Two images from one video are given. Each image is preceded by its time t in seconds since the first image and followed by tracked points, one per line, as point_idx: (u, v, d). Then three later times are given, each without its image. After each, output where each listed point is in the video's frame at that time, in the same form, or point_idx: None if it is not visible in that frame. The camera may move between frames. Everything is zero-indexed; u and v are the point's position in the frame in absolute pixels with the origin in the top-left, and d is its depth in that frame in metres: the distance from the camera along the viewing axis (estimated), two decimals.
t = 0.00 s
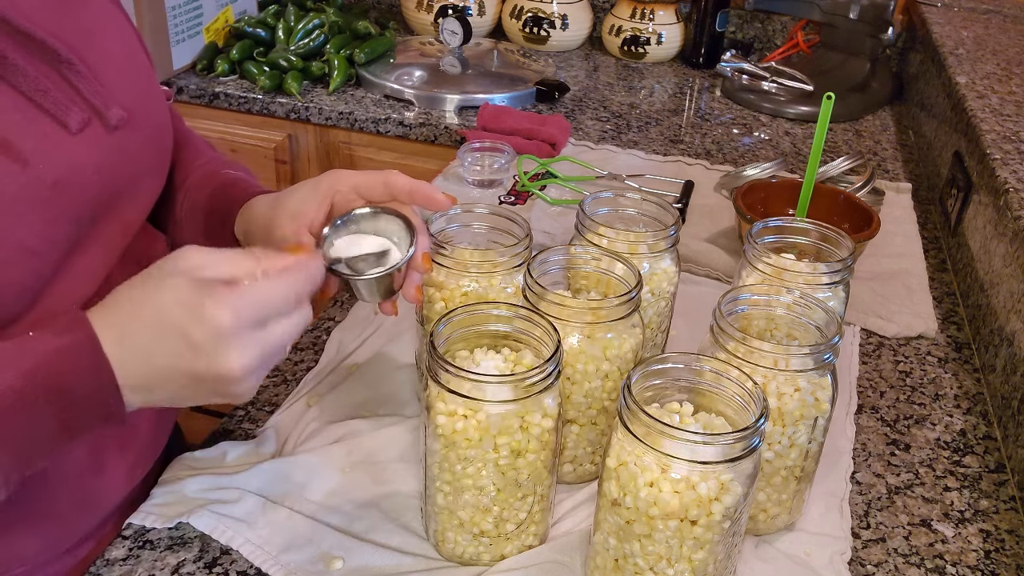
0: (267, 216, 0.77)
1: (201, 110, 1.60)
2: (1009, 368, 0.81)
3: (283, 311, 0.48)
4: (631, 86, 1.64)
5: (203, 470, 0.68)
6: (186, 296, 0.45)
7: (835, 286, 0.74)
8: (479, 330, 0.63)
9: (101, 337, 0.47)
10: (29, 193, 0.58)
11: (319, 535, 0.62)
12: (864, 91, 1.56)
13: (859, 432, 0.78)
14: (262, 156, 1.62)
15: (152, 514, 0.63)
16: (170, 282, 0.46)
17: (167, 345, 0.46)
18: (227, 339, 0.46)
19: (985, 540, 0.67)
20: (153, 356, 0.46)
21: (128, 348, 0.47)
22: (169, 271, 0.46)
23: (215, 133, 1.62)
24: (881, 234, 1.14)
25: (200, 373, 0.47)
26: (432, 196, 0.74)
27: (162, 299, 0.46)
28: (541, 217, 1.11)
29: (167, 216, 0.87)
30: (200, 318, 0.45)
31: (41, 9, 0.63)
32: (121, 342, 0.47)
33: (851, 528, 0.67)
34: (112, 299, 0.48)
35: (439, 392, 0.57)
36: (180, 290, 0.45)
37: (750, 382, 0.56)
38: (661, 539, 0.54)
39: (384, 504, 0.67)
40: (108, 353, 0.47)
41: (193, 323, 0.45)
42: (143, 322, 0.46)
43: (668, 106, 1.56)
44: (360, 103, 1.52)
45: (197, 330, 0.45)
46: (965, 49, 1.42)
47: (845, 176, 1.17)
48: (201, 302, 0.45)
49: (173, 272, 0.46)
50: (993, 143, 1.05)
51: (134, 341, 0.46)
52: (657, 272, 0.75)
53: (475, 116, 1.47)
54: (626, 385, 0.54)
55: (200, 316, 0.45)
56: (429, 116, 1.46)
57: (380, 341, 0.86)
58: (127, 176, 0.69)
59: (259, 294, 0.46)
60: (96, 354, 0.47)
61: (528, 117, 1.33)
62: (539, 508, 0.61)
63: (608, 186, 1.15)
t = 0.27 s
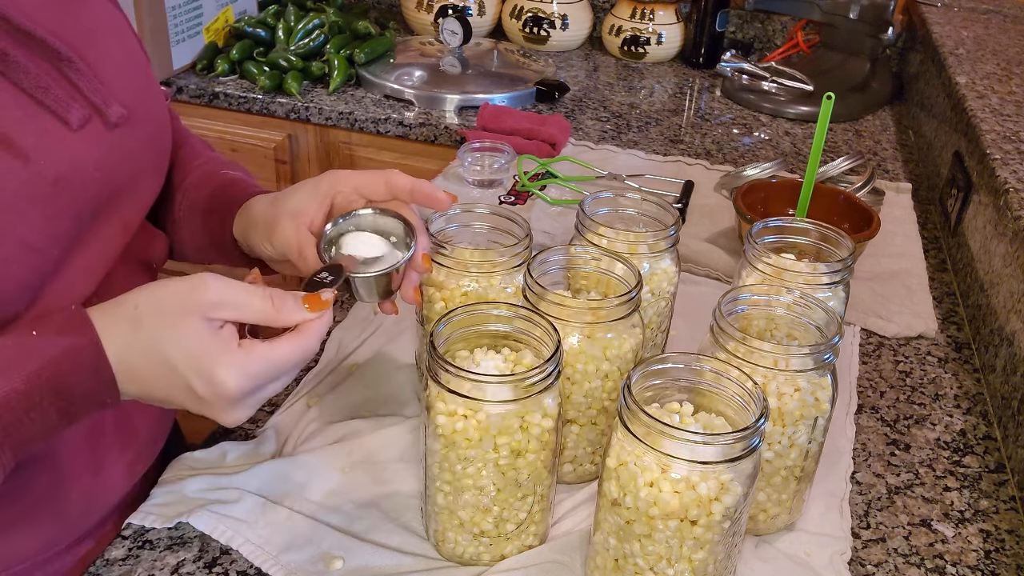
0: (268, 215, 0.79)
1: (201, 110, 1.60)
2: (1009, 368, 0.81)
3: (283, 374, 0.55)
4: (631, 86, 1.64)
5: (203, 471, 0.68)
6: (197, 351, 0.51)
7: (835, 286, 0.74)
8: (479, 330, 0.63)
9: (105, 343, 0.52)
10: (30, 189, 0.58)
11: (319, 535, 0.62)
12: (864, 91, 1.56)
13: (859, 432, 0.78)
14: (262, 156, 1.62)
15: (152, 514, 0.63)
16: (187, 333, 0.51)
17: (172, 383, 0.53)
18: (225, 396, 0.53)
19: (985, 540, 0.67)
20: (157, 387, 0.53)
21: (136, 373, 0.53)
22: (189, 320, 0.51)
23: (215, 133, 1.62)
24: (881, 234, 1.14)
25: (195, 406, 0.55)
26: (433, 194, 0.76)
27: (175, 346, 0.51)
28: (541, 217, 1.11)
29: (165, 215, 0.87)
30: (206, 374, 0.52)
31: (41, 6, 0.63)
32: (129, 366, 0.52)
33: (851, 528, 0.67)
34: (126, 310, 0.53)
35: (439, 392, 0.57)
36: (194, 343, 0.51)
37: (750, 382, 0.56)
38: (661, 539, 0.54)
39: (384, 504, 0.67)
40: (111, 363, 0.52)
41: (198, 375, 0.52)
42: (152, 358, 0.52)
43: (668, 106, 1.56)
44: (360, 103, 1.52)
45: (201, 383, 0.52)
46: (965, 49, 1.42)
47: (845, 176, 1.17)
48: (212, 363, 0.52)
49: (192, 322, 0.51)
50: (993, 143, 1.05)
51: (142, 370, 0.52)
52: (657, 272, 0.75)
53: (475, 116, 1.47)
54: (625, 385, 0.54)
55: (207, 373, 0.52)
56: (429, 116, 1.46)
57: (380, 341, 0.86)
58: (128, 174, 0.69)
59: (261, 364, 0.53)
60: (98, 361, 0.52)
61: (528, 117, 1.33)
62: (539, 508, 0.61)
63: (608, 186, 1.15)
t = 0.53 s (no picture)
0: (267, 205, 0.79)
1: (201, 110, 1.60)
2: (1009, 368, 0.81)
3: (284, 363, 0.56)
4: (631, 86, 1.64)
5: (203, 470, 0.68)
6: (201, 344, 0.52)
7: (835, 286, 0.74)
8: (479, 330, 0.63)
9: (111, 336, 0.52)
10: (31, 181, 0.59)
11: (319, 535, 0.62)
12: (864, 91, 1.56)
13: (859, 432, 0.78)
14: (262, 156, 1.62)
15: (152, 514, 0.63)
16: (190, 325, 0.52)
17: (177, 375, 0.53)
18: (229, 387, 0.54)
19: (986, 540, 0.67)
20: (161, 380, 0.54)
21: (140, 367, 0.53)
22: (192, 313, 0.52)
23: (215, 133, 1.62)
24: (881, 234, 1.14)
25: (199, 397, 0.55)
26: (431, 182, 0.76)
27: (179, 339, 0.52)
28: (541, 217, 1.11)
29: (162, 211, 0.87)
30: (211, 365, 0.53)
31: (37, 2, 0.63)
32: (133, 359, 0.53)
33: (851, 528, 0.67)
34: (128, 304, 0.53)
35: (439, 392, 0.57)
36: (198, 336, 0.52)
37: (750, 382, 0.56)
38: (661, 539, 0.54)
39: (384, 504, 0.67)
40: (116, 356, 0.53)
41: (203, 367, 0.53)
42: (156, 351, 0.52)
43: (668, 106, 1.56)
44: (360, 103, 1.52)
45: (206, 374, 0.53)
46: (965, 49, 1.42)
47: (844, 176, 1.17)
48: (216, 354, 0.52)
49: (196, 315, 0.52)
50: (993, 143, 1.05)
51: (146, 363, 0.53)
52: (657, 272, 0.75)
53: (475, 116, 1.47)
54: (625, 385, 0.54)
55: (212, 364, 0.52)
56: (429, 116, 1.46)
57: (380, 341, 0.86)
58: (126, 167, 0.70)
59: (265, 353, 0.54)
60: (103, 353, 0.52)
61: (528, 117, 1.33)
62: (539, 508, 0.61)
63: (608, 186, 1.15)
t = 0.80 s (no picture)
0: (265, 194, 0.80)
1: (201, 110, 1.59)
2: (1009, 368, 0.81)
3: (297, 342, 0.56)
4: (631, 86, 1.64)
5: (203, 470, 0.68)
6: (216, 327, 0.52)
7: (835, 286, 0.74)
8: (479, 330, 0.63)
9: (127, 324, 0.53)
10: (35, 174, 0.59)
11: (319, 536, 0.62)
12: (864, 91, 1.56)
13: (859, 432, 0.78)
14: (262, 156, 1.61)
15: (152, 514, 0.63)
16: (204, 309, 0.52)
17: (192, 359, 0.54)
18: (245, 369, 0.54)
19: (986, 540, 0.67)
20: (177, 364, 0.54)
21: (155, 352, 0.54)
22: (206, 297, 0.52)
23: (215, 133, 1.61)
24: (882, 234, 1.14)
25: (215, 379, 0.56)
26: (430, 173, 0.76)
27: (194, 322, 0.52)
28: (541, 217, 1.11)
29: (157, 206, 0.87)
30: (226, 349, 0.53)
31: None
32: (147, 344, 0.53)
33: (851, 528, 0.67)
34: (140, 292, 0.53)
35: (439, 392, 0.57)
36: (212, 320, 0.52)
37: (750, 382, 0.56)
38: (661, 539, 0.54)
39: (384, 504, 0.67)
40: (130, 342, 0.53)
41: (218, 350, 0.53)
42: (172, 336, 0.53)
43: (668, 106, 1.56)
44: (360, 103, 1.52)
45: (222, 357, 0.53)
46: (965, 49, 1.42)
47: (844, 176, 1.17)
48: (230, 337, 0.53)
49: (208, 300, 0.52)
50: (993, 143, 1.05)
51: (162, 348, 0.53)
52: (657, 272, 0.75)
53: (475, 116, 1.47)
54: (625, 385, 0.54)
55: (227, 347, 0.53)
56: (429, 116, 1.46)
57: (380, 341, 0.86)
58: (126, 160, 0.70)
59: (278, 333, 0.54)
60: (119, 340, 0.53)
61: (528, 117, 1.33)
62: (539, 508, 0.61)
63: (608, 186, 1.15)
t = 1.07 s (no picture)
0: (268, 191, 0.78)
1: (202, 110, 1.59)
2: (1009, 368, 0.81)
3: (342, 314, 0.55)
4: (631, 86, 1.64)
5: (204, 470, 0.68)
6: (264, 296, 0.51)
7: (835, 286, 0.74)
8: (479, 330, 0.63)
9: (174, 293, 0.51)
10: (52, 166, 0.60)
11: (319, 536, 0.62)
12: (864, 91, 1.56)
13: (859, 432, 0.78)
14: (263, 156, 1.61)
15: (152, 514, 0.63)
16: (251, 278, 0.51)
17: (238, 330, 0.52)
18: (293, 339, 0.53)
19: (985, 540, 0.67)
20: (222, 336, 0.52)
21: (202, 322, 0.52)
22: (252, 265, 0.52)
23: (215, 133, 1.61)
24: (881, 234, 1.14)
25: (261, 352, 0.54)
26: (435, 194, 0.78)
27: (241, 291, 0.51)
28: (541, 217, 1.11)
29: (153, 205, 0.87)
30: (274, 317, 0.52)
31: None
32: (195, 314, 0.51)
33: (851, 528, 0.67)
34: (183, 264, 0.52)
35: (439, 392, 0.57)
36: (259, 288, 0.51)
37: (750, 382, 0.56)
38: (661, 539, 0.54)
39: (384, 504, 0.67)
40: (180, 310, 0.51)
41: (265, 319, 0.52)
42: (217, 305, 0.51)
43: (668, 106, 1.56)
44: (360, 103, 1.52)
45: (269, 326, 0.52)
46: (965, 49, 1.42)
47: (845, 176, 1.17)
48: (279, 306, 0.52)
49: (254, 270, 0.51)
50: (993, 143, 1.05)
51: (208, 318, 0.52)
52: (657, 272, 0.75)
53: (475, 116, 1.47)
54: (625, 385, 0.54)
55: (275, 315, 0.52)
56: (429, 116, 1.46)
57: (380, 341, 0.86)
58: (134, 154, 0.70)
59: (325, 303, 0.53)
60: (169, 308, 0.51)
61: (528, 117, 1.33)
62: (539, 508, 0.61)
63: (608, 186, 1.15)
